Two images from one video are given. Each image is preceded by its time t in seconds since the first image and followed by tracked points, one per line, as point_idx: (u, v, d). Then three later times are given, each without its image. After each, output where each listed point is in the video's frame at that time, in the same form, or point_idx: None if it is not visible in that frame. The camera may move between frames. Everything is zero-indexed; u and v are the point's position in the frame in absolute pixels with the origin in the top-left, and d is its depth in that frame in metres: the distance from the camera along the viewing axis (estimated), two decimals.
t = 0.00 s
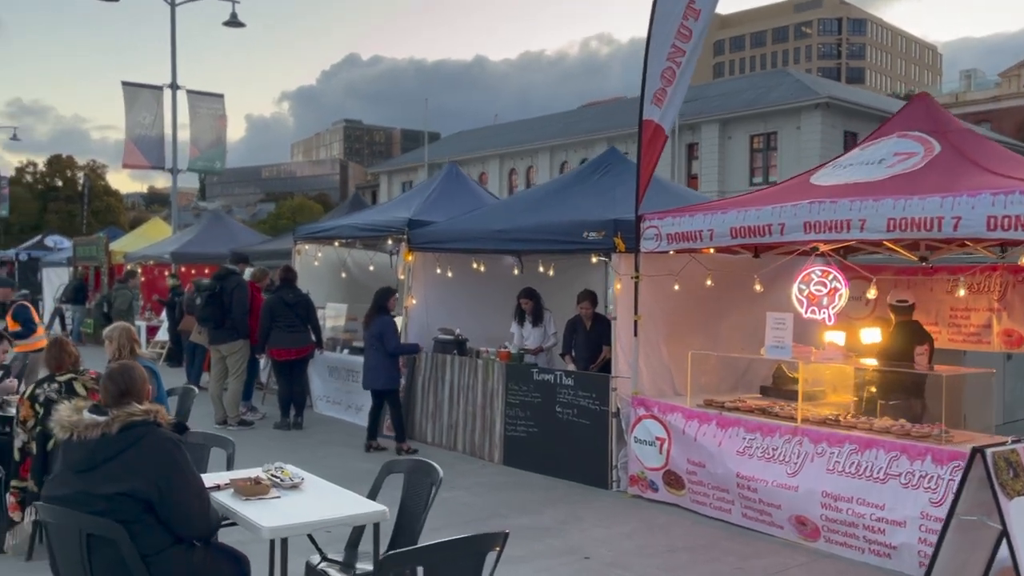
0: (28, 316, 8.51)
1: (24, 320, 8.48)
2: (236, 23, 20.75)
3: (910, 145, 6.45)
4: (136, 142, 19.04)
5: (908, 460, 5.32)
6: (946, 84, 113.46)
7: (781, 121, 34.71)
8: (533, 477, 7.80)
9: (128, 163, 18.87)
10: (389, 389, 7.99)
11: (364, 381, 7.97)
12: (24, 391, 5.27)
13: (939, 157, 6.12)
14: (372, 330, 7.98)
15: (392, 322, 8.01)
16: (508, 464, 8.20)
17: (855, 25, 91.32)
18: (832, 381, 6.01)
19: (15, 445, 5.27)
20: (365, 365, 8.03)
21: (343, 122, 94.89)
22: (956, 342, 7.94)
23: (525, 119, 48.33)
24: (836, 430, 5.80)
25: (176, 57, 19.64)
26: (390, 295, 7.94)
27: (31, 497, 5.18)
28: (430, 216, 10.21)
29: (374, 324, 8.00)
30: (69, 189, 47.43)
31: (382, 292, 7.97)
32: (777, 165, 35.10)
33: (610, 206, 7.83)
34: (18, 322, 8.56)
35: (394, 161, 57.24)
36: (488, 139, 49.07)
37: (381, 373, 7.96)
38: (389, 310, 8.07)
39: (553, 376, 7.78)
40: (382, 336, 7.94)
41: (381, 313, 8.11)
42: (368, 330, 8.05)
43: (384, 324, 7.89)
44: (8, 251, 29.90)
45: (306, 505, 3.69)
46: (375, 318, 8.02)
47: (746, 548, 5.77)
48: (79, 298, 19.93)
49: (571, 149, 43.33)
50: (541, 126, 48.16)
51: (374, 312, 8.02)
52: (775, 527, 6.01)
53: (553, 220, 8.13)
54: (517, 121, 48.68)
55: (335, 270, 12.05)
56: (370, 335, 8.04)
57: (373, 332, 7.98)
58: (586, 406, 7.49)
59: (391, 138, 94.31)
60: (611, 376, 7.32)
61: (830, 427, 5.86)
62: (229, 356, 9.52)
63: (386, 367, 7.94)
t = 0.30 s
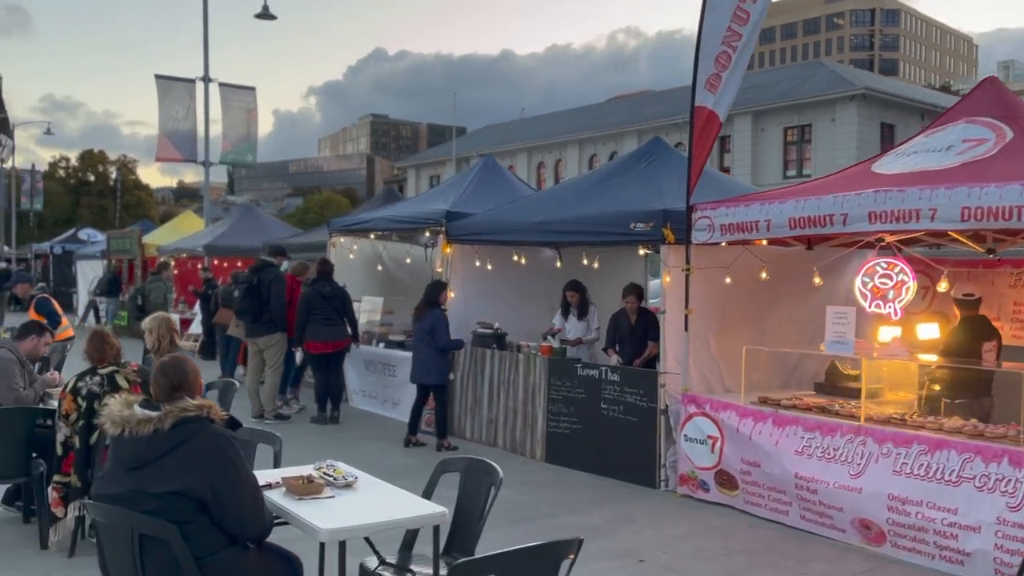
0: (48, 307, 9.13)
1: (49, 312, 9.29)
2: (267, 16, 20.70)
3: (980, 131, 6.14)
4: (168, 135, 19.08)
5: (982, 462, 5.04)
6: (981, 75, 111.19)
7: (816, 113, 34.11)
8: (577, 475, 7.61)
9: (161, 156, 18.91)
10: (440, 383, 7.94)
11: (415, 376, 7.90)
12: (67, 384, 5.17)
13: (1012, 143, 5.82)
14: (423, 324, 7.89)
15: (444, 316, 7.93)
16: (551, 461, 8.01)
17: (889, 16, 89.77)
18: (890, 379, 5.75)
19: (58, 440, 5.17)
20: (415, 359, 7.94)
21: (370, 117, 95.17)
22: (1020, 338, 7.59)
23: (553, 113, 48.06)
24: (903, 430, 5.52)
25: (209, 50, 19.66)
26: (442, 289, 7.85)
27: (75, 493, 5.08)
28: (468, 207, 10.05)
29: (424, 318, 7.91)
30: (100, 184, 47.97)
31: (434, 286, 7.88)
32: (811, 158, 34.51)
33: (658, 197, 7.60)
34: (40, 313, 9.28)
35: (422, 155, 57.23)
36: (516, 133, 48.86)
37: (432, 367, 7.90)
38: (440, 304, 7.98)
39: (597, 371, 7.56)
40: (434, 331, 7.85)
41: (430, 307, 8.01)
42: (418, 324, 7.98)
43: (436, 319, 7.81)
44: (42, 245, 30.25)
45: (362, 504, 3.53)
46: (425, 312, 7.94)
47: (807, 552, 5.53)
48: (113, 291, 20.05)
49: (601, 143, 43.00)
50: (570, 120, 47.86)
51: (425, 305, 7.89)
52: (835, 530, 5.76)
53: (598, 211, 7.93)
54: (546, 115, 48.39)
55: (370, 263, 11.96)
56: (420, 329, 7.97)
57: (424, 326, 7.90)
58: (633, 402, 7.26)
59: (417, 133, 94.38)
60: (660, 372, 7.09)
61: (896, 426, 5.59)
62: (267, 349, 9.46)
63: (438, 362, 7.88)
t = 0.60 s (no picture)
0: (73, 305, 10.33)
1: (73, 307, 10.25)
2: (300, 13, 20.66)
3: None
4: (203, 132, 19.12)
5: None
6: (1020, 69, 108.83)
7: (853, 109, 33.43)
8: (622, 478, 7.39)
9: (195, 153, 18.96)
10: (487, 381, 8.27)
11: (463, 373, 8.27)
12: (108, 381, 5.06)
13: None
14: (472, 322, 8.19)
15: (492, 315, 8.21)
16: (595, 463, 7.79)
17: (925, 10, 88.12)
18: (954, 381, 5.51)
19: (99, 439, 5.06)
20: (464, 357, 8.30)
21: (399, 115, 95.42)
22: None
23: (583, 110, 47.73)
24: (976, 436, 5.21)
25: (244, 48, 19.70)
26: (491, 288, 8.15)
27: (116, 494, 4.96)
28: (507, 203, 9.87)
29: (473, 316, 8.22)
30: (134, 182, 48.50)
31: (484, 285, 8.20)
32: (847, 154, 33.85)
33: (707, 191, 7.36)
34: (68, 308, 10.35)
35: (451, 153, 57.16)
36: (546, 130, 48.59)
37: (480, 366, 8.23)
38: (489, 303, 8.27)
39: (644, 371, 7.32)
40: (482, 329, 8.13)
41: (480, 305, 8.31)
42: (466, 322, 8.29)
43: (484, 318, 8.11)
44: (78, 241, 30.60)
45: (418, 511, 3.34)
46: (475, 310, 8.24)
47: (872, 563, 5.26)
48: (148, 287, 20.17)
49: (632, 139, 42.62)
50: (601, 116, 47.51)
51: (474, 304, 8.20)
52: (902, 540, 5.48)
53: (645, 206, 7.71)
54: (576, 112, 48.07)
55: (407, 260, 11.84)
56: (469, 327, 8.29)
57: (473, 324, 8.22)
58: (683, 404, 7.01)
59: (446, 130, 94.44)
60: (711, 373, 6.83)
61: (969, 432, 5.27)
62: (304, 346, 9.45)
63: (485, 360, 8.19)
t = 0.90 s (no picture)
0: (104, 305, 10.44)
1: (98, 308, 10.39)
2: (333, 12, 20.62)
3: None
4: (236, 133, 19.16)
5: None
6: None
7: (889, 107, 32.73)
8: (669, 488, 7.16)
9: (228, 154, 18.97)
10: (530, 387, 8.17)
11: (506, 378, 8.17)
12: (149, 388, 4.95)
13: None
14: (514, 327, 8.11)
15: (535, 320, 8.10)
16: (640, 472, 7.57)
17: (960, 6, 86.57)
18: None
19: (141, 448, 4.96)
20: (507, 362, 8.20)
21: (426, 115, 95.61)
22: None
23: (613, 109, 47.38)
24: None
25: (277, 48, 19.70)
26: (536, 291, 8.05)
27: (158, 505, 4.86)
28: (546, 203, 9.68)
29: (516, 320, 8.13)
30: (166, 182, 48.91)
31: (528, 289, 8.10)
32: (883, 153, 33.20)
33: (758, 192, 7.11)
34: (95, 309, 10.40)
35: (479, 153, 57.05)
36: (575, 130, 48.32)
37: (523, 372, 8.14)
38: (533, 307, 8.16)
39: (692, 378, 7.09)
40: (524, 334, 8.04)
41: (523, 309, 8.20)
42: (509, 326, 8.20)
43: (527, 322, 8.02)
44: (112, 242, 30.90)
45: (478, 534, 3.16)
46: (517, 314, 8.14)
47: None
48: (181, 287, 20.22)
49: (662, 138, 42.21)
50: (630, 116, 47.13)
51: (517, 308, 8.11)
52: (974, 560, 5.20)
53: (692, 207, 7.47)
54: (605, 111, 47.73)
55: (443, 262, 11.71)
56: (512, 331, 8.19)
57: (516, 328, 8.13)
58: (733, 412, 6.77)
59: (474, 130, 94.45)
60: (765, 380, 6.58)
61: None
62: (342, 349, 9.42)
63: (529, 366, 8.11)
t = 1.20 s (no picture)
0: (129, 303, 10.29)
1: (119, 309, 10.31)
2: (364, 11, 20.56)
3: None
4: (268, 132, 19.14)
5: None
6: None
7: (926, 102, 32.05)
8: (720, 494, 6.93)
9: (260, 153, 18.96)
10: (574, 388, 7.94)
11: (548, 380, 7.96)
12: (195, 389, 4.82)
13: None
14: (557, 327, 7.90)
15: (578, 319, 7.89)
16: (690, 477, 7.34)
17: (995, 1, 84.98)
18: None
19: (186, 451, 4.83)
20: (549, 363, 7.99)
21: (452, 115, 95.68)
22: None
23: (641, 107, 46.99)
24: None
25: (307, 47, 19.65)
26: (579, 290, 7.84)
27: (204, 509, 4.72)
28: (586, 200, 9.48)
29: (558, 320, 7.92)
30: (195, 182, 49.24)
31: (571, 287, 7.89)
32: (920, 149, 32.54)
33: (814, 188, 6.85)
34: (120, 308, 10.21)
35: (506, 152, 56.89)
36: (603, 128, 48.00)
37: (566, 373, 7.92)
38: (575, 306, 7.96)
39: (744, 380, 6.85)
40: (568, 334, 7.83)
41: (565, 309, 7.99)
42: (552, 326, 8.00)
43: (570, 321, 7.81)
44: (144, 241, 31.13)
45: (551, 548, 2.98)
46: (560, 314, 7.93)
47: None
48: (212, 287, 20.24)
49: (692, 136, 41.80)
50: (659, 114, 46.71)
51: (560, 308, 7.91)
52: None
53: (742, 203, 7.23)
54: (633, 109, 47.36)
55: (478, 260, 11.55)
56: (555, 331, 7.98)
57: (559, 328, 7.92)
58: (789, 415, 6.52)
59: (499, 129, 94.31)
60: (823, 383, 6.33)
61: None
62: (379, 348, 9.35)
63: (572, 367, 7.88)
